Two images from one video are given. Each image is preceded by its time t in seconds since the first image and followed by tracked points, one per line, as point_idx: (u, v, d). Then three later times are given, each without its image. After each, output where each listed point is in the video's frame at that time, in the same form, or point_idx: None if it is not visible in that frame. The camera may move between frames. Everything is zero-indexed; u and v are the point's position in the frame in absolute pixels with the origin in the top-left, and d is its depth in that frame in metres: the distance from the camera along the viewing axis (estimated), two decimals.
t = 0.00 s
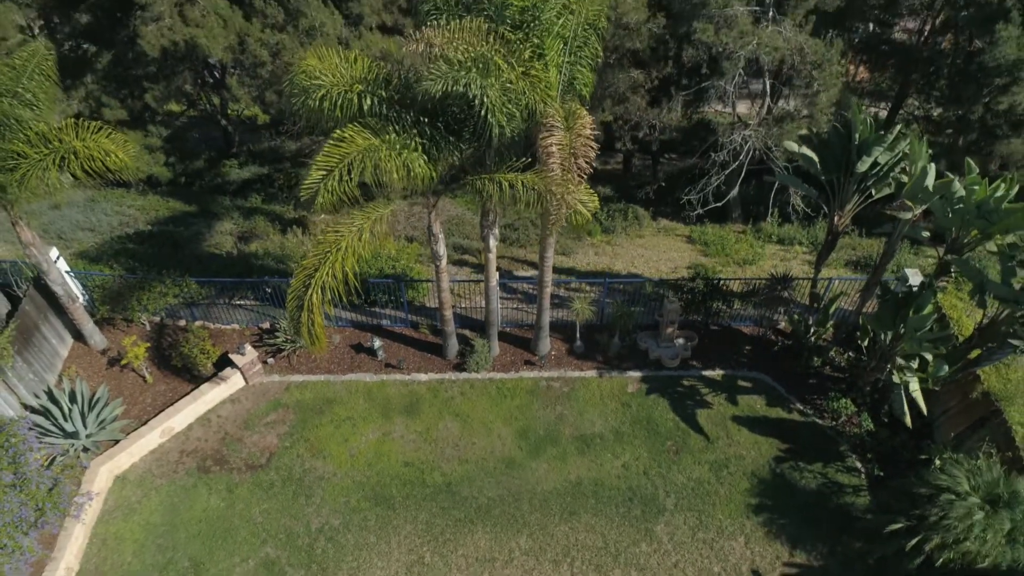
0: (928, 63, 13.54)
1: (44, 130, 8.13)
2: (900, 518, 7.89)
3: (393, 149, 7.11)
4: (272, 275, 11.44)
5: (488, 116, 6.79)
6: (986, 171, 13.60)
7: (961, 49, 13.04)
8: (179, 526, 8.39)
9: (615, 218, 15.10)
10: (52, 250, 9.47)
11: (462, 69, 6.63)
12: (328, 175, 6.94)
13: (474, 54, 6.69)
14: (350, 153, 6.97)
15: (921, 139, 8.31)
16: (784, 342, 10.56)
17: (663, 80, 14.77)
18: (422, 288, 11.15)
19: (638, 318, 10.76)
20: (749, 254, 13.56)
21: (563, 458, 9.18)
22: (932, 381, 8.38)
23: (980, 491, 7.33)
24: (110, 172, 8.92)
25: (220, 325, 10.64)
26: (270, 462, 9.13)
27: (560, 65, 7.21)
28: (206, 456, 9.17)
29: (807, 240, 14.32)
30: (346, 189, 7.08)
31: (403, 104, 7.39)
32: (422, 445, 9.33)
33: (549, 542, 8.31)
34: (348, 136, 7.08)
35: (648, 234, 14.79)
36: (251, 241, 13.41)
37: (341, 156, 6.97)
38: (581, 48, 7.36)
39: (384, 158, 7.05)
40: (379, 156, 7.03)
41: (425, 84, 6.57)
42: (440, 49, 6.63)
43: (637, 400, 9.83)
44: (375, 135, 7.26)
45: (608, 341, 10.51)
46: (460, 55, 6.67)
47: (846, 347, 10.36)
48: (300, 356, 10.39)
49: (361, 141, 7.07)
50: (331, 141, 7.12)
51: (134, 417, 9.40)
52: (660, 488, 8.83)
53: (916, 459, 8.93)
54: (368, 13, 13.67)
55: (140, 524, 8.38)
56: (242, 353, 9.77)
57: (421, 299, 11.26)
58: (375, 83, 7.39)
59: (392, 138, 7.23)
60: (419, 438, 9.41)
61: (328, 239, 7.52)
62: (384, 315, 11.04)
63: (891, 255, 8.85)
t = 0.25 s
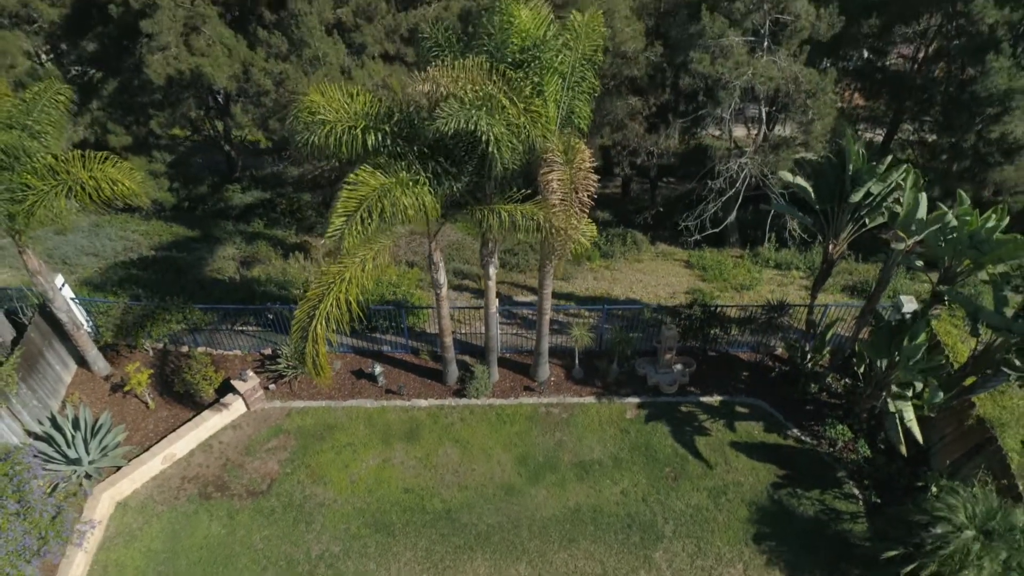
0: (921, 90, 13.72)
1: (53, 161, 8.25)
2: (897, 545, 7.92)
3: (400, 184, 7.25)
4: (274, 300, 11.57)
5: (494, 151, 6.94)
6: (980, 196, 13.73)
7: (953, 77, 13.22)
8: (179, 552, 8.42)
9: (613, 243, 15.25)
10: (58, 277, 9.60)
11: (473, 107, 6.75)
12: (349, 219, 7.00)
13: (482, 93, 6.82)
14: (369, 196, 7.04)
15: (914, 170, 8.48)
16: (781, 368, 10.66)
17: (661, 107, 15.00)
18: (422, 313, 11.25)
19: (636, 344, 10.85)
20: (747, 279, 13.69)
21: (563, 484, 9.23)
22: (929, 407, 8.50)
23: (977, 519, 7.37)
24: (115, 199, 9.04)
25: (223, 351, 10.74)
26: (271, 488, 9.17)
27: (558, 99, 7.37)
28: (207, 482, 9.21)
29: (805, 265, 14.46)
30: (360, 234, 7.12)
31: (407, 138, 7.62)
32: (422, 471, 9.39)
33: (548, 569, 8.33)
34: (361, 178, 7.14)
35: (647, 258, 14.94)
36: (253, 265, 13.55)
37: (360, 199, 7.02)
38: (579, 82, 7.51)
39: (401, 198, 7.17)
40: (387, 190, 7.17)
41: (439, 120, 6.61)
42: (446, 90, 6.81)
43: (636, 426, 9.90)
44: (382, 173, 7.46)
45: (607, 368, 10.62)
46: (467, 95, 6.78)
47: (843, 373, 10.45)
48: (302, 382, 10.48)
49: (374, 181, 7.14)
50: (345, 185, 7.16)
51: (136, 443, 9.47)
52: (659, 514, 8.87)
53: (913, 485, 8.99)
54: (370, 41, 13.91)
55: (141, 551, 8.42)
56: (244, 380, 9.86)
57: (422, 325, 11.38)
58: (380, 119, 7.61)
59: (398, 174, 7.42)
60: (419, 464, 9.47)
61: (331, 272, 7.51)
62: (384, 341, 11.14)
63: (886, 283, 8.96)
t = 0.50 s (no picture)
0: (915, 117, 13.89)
1: (61, 192, 8.38)
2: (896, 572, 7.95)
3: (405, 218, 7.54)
4: (276, 327, 11.67)
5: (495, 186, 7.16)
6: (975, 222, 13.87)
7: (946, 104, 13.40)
8: None
9: (612, 267, 15.36)
10: (63, 305, 9.71)
11: (476, 145, 6.90)
12: (377, 268, 7.33)
13: (483, 130, 6.98)
14: (389, 242, 7.38)
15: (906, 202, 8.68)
16: (779, 394, 10.73)
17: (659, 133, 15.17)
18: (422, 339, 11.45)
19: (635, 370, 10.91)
20: (745, 303, 13.80)
21: (562, 510, 9.27)
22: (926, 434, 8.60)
23: (975, 547, 7.39)
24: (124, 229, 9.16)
25: (225, 377, 10.81)
26: (271, 514, 9.19)
27: (556, 132, 7.57)
28: (208, 509, 9.24)
29: (802, 289, 14.59)
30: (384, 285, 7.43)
31: (409, 171, 7.88)
32: (422, 497, 9.43)
33: None
34: (375, 226, 7.43)
35: (645, 283, 15.07)
36: (255, 290, 13.66)
37: (382, 246, 7.35)
38: (578, 115, 7.67)
39: (417, 236, 7.55)
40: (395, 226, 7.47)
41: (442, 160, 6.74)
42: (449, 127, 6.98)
43: (635, 452, 9.96)
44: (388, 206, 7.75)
45: (606, 394, 10.70)
46: (468, 133, 6.96)
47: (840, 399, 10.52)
48: (303, 408, 10.55)
49: (388, 225, 7.45)
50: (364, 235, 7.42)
51: (138, 469, 9.52)
52: (658, 541, 8.89)
53: (912, 511, 9.02)
54: (371, 70, 14.17)
55: None
56: (245, 406, 9.93)
57: (422, 350, 11.51)
58: (383, 153, 7.88)
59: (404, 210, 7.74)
60: (419, 490, 9.51)
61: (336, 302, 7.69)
62: (385, 367, 11.23)
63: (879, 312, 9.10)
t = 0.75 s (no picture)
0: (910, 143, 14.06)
1: (70, 222, 8.52)
2: None
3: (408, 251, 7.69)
4: (278, 353, 11.76)
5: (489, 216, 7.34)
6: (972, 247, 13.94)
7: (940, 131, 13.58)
8: None
9: (611, 292, 15.47)
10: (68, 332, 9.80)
11: (467, 176, 7.10)
12: (408, 313, 7.43)
13: (476, 162, 7.17)
14: (416, 285, 7.50)
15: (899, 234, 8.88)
16: (778, 420, 10.81)
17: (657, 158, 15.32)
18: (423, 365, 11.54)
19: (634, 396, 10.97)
20: (743, 328, 13.90)
21: (562, 537, 9.29)
22: (924, 461, 8.66)
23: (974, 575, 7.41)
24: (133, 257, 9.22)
25: (227, 403, 10.89)
26: (272, 542, 9.20)
27: (555, 165, 7.70)
28: (209, 536, 9.25)
29: (800, 313, 14.71)
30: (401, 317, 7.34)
31: (411, 203, 8.02)
32: (423, 524, 9.45)
33: None
34: (396, 268, 7.54)
35: (645, 307, 15.19)
36: (257, 315, 13.77)
37: (409, 291, 7.45)
38: (577, 149, 7.83)
39: (434, 271, 7.70)
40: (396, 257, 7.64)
41: (433, 194, 7.00)
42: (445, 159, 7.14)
43: (635, 478, 10.01)
44: (394, 245, 7.99)
45: (606, 420, 10.75)
46: (463, 165, 7.13)
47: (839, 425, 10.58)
48: (304, 435, 10.62)
49: (407, 266, 7.57)
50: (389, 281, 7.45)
51: (140, 496, 9.56)
52: (659, 568, 8.90)
53: (911, 538, 9.05)
54: (374, 97, 14.42)
55: None
56: (248, 433, 9.99)
57: (422, 376, 11.61)
58: (385, 186, 7.98)
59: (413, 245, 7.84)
60: (420, 517, 9.54)
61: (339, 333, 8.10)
62: (386, 393, 11.31)
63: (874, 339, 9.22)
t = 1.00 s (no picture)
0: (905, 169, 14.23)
1: (78, 255, 8.67)
2: None
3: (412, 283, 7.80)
4: (280, 379, 11.83)
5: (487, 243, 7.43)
6: (968, 272, 14.06)
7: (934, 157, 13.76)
8: None
9: (612, 316, 15.57)
10: (72, 359, 9.90)
11: (461, 203, 7.20)
12: (435, 346, 7.54)
13: (471, 190, 7.29)
14: (439, 319, 7.60)
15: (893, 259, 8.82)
16: (777, 447, 10.85)
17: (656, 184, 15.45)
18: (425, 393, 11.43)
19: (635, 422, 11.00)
20: (743, 353, 13.99)
21: (563, 564, 9.30)
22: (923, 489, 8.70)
23: None
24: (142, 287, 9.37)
25: (230, 429, 10.95)
26: (274, 569, 9.21)
27: (555, 197, 7.80)
28: (211, 563, 9.26)
29: (799, 338, 14.82)
30: (420, 347, 7.47)
31: (414, 234, 8.12)
32: (424, 551, 9.47)
33: None
34: (415, 302, 7.63)
35: (645, 332, 15.29)
36: (259, 340, 13.87)
37: (432, 325, 7.58)
38: (577, 181, 7.94)
39: (449, 301, 7.78)
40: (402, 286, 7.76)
41: (427, 218, 7.09)
42: (442, 187, 7.26)
43: (635, 505, 10.05)
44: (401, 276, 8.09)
45: (606, 446, 10.80)
46: (460, 193, 7.23)
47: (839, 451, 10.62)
48: (306, 461, 10.67)
49: (423, 298, 7.70)
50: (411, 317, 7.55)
51: (142, 523, 9.59)
52: None
53: (911, 566, 9.06)
54: (376, 125, 14.64)
55: None
56: (251, 460, 10.04)
57: (424, 402, 11.63)
58: (388, 219, 8.06)
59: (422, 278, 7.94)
60: (421, 544, 9.56)
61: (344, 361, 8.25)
62: (387, 420, 11.37)
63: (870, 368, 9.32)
